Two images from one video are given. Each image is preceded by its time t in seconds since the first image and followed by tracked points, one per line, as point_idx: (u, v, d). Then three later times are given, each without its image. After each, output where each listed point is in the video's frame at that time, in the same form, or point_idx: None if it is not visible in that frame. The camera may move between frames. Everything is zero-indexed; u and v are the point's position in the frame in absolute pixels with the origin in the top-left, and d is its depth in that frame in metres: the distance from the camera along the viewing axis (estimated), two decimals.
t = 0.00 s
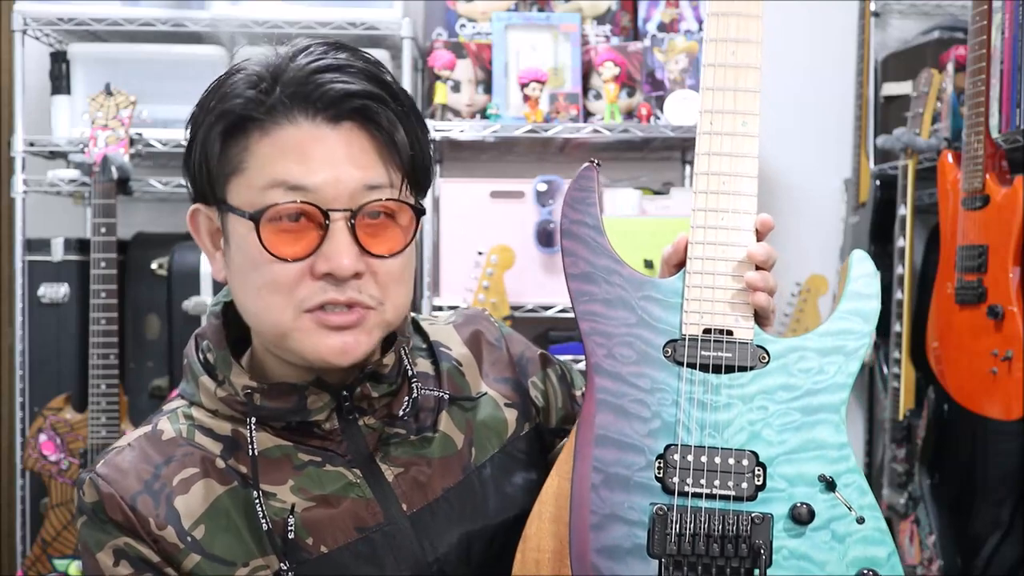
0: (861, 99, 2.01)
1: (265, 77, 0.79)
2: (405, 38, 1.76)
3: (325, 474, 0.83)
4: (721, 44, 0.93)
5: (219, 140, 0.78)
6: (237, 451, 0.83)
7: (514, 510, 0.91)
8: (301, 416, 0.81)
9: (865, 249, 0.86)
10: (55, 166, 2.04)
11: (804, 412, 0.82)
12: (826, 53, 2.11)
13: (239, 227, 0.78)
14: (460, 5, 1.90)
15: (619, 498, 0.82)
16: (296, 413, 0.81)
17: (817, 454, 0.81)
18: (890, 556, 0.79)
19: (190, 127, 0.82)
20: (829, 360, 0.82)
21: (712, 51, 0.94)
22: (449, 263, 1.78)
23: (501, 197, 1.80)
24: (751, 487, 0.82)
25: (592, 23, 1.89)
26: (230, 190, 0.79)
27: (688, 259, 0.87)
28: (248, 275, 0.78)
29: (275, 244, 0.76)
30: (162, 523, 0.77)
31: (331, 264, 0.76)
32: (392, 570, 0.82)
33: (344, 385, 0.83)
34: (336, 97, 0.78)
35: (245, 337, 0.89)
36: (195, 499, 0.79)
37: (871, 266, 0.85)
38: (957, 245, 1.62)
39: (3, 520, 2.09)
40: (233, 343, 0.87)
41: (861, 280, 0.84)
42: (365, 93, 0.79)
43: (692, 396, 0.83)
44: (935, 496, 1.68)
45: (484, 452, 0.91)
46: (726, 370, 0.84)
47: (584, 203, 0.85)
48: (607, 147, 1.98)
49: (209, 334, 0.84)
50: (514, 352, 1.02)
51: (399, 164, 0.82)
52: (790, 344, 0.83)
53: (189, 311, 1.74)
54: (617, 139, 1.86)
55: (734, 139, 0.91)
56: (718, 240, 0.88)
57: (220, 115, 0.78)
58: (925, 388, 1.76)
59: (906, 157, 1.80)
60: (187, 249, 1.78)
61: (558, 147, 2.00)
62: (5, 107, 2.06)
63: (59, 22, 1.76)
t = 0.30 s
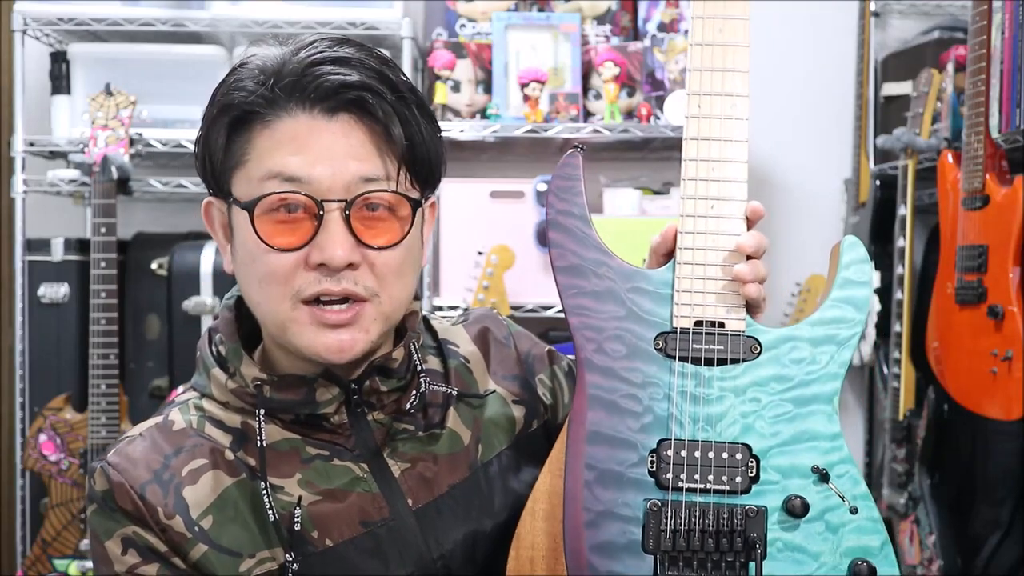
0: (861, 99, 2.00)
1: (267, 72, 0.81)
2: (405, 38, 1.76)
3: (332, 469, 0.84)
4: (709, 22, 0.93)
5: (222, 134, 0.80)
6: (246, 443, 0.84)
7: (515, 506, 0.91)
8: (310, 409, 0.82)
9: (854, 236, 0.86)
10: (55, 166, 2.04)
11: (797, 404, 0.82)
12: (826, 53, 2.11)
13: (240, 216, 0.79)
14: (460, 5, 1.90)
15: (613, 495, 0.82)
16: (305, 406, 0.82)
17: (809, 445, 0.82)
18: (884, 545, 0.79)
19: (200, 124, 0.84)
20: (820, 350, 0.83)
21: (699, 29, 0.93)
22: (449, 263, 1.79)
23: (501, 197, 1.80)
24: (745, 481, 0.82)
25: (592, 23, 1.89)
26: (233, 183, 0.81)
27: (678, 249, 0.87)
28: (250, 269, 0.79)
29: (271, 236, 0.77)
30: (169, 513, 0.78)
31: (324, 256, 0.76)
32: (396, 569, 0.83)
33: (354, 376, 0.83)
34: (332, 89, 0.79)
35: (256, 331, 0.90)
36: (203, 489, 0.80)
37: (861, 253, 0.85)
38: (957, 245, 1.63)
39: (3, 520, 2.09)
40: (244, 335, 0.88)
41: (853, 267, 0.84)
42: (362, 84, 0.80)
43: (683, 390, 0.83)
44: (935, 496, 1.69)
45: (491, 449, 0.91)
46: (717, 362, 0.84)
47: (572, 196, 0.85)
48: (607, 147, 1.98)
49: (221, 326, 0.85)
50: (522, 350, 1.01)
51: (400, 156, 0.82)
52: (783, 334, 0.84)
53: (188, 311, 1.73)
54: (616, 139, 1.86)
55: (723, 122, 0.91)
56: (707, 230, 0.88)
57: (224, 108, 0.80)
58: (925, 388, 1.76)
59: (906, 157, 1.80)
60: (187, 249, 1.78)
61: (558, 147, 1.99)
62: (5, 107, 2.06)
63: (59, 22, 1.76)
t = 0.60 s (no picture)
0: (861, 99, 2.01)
1: (270, 71, 0.81)
2: (406, 38, 1.76)
3: (334, 466, 0.84)
4: (713, 14, 0.92)
5: (225, 132, 0.80)
6: (248, 439, 0.83)
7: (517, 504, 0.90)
8: (312, 405, 0.82)
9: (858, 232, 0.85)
10: (55, 166, 2.04)
11: (798, 404, 0.82)
12: (827, 53, 2.11)
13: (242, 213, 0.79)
14: (460, 5, 1.90)
15: (612, 494, 0.82)
16: (307, 402, 0.82)
17: (810, 445, 0.81)
18: (884, 546, 0.79)
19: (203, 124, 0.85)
20: (822, 348, 0.82)
21: (702, 22, 0.92)
22: (449, 263, 1.79)
23: (501, 197, 1.80)
24: (745, 480, 0.82)
25: (592, 23, 1.89)
26: (235, 182, 0.81)
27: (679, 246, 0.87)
28: (252, 266, 0.79)
29: (271, 232, 0.77)
30: (171, 508, 0.78)
31: (325, 253, 0.76)
32: (396, 568, 0.84)
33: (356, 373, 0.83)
34: (334, 87, 0.79)
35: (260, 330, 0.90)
36: (204, 484, 0.80)
37: (864, 250, 0.84)
38: (957, 245, 1.62)
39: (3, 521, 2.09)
40: (246, 333, 0.88)
41: (857, 265, 0.83)
42: (363, 83, 0.80)
43: (683, 388, 0.83)
44: (935, 496, 1.69)
45: (491, 446, 0.91)
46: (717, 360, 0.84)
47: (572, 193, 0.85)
48: (607, 147, 1.98)
49: (225, 324, 0.85)
50: (523, 349, 1.01)
51: (402, 154, 0.82)
52: (784, 332, 0.83)
53: (188, 311, 1.74)
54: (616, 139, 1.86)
55: (726, 117, 0.91)
56: (710, 226, 0.88)
57: (226, 106, 0.80)
58: (925, 388, 1.76)
59: (906, 157, 1.80)
60: (187, 249, 1.78)
61: (558, 147, 1.99)
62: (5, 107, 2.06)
63: (59, 22, 1.76)
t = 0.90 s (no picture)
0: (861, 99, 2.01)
1: (279, 72, 0.79)
2: (406, 38, 1.76)
3: (334, 465, 0.84)
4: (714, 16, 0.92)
5: (234, 136, 0.78)
6: (247, 440, 0.83)
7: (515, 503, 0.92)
8: (311, 404, 0.82)
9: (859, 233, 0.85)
10: (55, 166, 2.04)
11: (800, 403, 0.82)
12: (827, 52, 2.11)
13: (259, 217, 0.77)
14: (460, 5, 1.90)
15: (612, 492, 0.82)
16: (306, 401, 0.81)
17: (811, 444, 0.81)
18: (886, 546, 0.79)
19: (199, 125, 0.81)
20: (823, 348, 0.83)
21: (704, 23, 0.92)
22: (449, 264, 1.79)
23: (502, 197, 1.80)
24: (745, 480, 0.81)
25: (592, 23, 1.89)
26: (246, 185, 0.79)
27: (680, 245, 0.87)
28: (274, 272, 0.78)
29: (297, 238, 0.76)
30: (170, 509, 0.78)
31: (356, 255, 0.76)
32: (396, 567, 0.84)
33: (354, 372, 0.83)
34: (352, 89, 0.78)
35: (259, 330, 0.90)
36: (203, 485, 0.80)
37: (866, 251, 0.84)
38: (957, 245, 1.62)
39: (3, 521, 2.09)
40: (247, 333, 0.88)
41: (858, 265, 0.84)
42: (380, 83, 0.80)
43: (684, 388, 0.83)
44: (935, 496, 1.69)
45: (490, 445, 0.92)
46: (719, 360, 0.84)
47: (574, 193, 0.85)
48: (607, 147, 1.98)
49: (223, 323, 0.85)
50: (523, 348, 1.02)
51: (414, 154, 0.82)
52: (786, 332, 0.83)
53: (188, 311, 1.74)
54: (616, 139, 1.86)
55: (727, 118, 0.91)
56: (711, 226, 0.88)
57: (236, 109, 0.78)
58: (925, 388, 1.76)
59: (906, 157, 1.80)
60: (187, 248, 1.78)
61: (558, 147, 1.99)
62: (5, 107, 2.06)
63: (59, 22, 1.76)
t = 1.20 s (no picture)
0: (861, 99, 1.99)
1: (293, 89, 0.77)
2: (405, 38, 1.76)
3: (331, 468, 0.84)
4: (703, 21, 0.92)
5: (257, 158, 0.77)
6: (244, 445, 0.84)
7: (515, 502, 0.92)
8: (308, 409, 0.82)
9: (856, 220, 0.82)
10: (55, 166, 2.04)
11: (797, 392, 0.80)
12: (825, 54, 2.11)
13: (296, 240, 0.77)
14: (460, 5, 1.90)
15: (610, 482, 0.82)
16: (303, 406, 0.81)
17: (809, 433, 0.79)
18: (887, 537, 0.76)
19: (204, 148, 0.78)
20: (820, 337, 0.80)
21: (695, 30, 0.92)
22: (449, 264, 1.78)
23: (501, 197, 1.80)
24: (740, 469, 0.80)
25: (592, 23, 1.89)
26: (274, 207, 0.78)
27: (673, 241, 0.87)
28: (317, 291, 0.78)
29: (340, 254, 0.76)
30: (167, 516, 0.78)
31: (399, 263, 0.78)
32: (395, 568, 0.84)
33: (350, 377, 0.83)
34: (372, 101, 0.80)
35: (253, 334, 0.92)
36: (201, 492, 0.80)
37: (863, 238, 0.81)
38: (957, 245, 1.62)
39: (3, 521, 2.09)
40: (241, 338, 0.90)
41: (854, 254, 0.81)
42: (392, 93, 0.82)
43: (679, 378, 0.83)
44: (935, 496, 1.68)
45: (490, 446, 0.92)
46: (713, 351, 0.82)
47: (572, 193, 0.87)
48: (607, 147, 1.98)
49: (215, 328, 0.85)
50: (521, 348, 1.02)
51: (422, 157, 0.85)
52: (782, 322, 0.81)
53: (188, 311, 1.73)
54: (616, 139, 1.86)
55: (718, 116, 0.90)
56: (704, 220, 0.87)
57: (257, 131, 0.76)
58: (925, 388, 1.76)
59: (906, 157, 1.80)
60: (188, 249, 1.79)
61: (558, 147, 1.99)
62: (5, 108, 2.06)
63: (59, 22, 1.76)
